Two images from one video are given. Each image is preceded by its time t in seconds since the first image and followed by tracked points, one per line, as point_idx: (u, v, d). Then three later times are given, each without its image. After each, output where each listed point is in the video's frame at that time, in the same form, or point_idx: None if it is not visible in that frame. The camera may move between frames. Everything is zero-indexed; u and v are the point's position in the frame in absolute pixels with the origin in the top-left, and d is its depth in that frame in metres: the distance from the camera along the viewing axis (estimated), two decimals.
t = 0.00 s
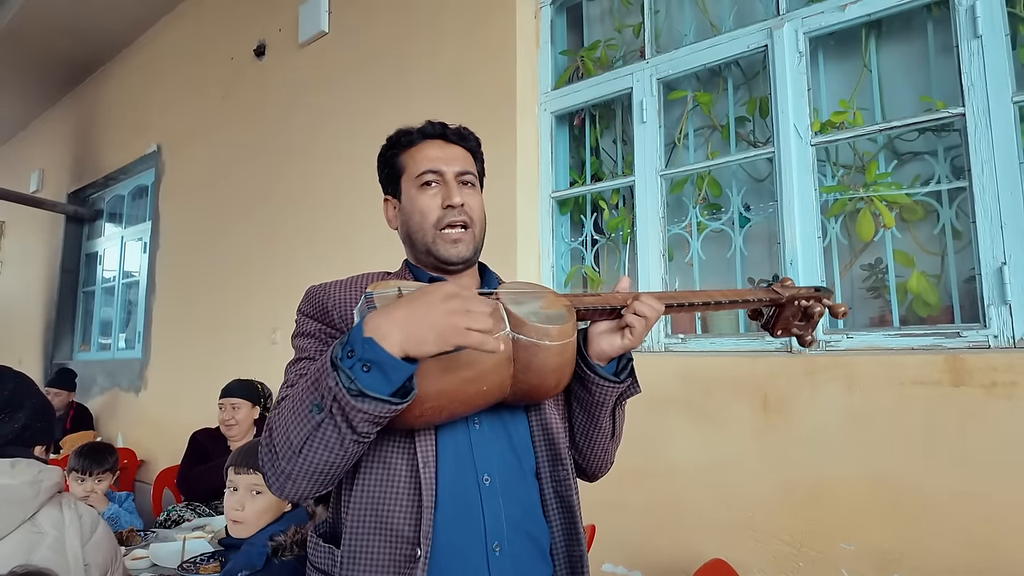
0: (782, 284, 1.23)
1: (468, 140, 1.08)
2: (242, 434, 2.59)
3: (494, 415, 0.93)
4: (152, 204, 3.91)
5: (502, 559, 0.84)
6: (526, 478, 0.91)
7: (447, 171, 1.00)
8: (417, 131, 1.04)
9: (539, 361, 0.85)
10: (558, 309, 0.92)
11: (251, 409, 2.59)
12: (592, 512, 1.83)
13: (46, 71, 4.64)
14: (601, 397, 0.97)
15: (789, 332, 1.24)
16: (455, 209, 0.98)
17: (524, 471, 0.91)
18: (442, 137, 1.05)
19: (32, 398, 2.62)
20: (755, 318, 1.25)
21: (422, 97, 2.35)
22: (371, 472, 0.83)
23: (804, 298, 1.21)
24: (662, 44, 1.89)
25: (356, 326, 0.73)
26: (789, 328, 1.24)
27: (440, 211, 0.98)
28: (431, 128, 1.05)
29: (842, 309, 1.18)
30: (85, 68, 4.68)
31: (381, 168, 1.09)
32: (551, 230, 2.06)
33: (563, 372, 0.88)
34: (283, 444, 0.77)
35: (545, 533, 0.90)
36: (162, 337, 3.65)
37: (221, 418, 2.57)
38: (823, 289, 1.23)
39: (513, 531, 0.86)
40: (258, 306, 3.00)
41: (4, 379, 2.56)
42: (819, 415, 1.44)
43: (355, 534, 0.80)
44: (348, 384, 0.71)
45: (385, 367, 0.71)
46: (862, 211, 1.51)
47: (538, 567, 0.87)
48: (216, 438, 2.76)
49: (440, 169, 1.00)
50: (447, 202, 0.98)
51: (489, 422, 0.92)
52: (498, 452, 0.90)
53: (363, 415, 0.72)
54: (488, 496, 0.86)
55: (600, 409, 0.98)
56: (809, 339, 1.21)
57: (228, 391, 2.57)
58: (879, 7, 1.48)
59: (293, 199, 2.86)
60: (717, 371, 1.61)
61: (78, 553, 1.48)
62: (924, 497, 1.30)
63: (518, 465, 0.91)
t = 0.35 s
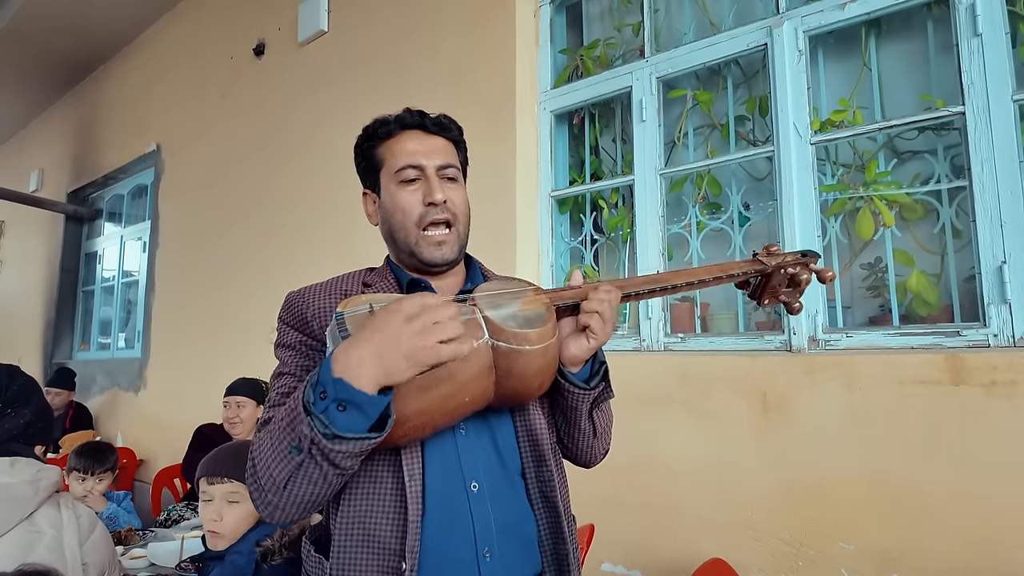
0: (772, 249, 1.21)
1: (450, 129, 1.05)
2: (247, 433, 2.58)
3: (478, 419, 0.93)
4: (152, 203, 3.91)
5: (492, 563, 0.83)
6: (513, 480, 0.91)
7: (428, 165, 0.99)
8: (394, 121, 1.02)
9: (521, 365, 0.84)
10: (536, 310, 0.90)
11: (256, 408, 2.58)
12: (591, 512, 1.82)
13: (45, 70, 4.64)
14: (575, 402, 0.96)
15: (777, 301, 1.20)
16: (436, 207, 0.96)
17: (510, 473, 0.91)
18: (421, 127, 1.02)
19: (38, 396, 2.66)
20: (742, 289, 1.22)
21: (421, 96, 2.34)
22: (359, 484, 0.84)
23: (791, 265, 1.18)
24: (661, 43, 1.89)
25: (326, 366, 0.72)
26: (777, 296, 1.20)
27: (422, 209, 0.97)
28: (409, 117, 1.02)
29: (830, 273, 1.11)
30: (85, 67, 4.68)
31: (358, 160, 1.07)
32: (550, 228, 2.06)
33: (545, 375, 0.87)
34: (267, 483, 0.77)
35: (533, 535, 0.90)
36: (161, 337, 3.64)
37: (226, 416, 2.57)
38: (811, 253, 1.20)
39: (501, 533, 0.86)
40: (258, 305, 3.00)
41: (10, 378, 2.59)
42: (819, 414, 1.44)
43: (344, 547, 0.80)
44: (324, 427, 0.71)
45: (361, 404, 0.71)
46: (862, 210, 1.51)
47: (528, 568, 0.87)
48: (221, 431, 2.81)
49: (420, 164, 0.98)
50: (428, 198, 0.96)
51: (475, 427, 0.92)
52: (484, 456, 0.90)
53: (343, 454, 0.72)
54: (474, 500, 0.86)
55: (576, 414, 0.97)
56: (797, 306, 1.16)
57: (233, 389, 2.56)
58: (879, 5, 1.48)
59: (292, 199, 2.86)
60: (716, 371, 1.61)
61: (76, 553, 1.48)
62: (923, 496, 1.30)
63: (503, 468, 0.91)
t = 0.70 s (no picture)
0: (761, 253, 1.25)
1: (465, 127, 1.00)
2: (244, 432, 2.57)
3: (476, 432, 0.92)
4: (149, 200, 3.89)
5: None
6: (506, 496, 0.90)
7: (441, 171, 0.95)
8: (405, 114, 0.96)
9: (530, 392, 0.83)
10: (546, 334, 0.89)
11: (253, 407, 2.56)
12: (591, 511, 1.81)
13: (42, 67, 4.62)
14: (575, 426, 0.98)
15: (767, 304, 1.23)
16: (450, 220, 0.94)
17: (504, 487, 0.90)
18: (435, 124, 0.97)
19: (33, 394, 2.65)
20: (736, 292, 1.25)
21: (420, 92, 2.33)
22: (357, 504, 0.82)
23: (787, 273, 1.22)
24: (661, 38, 1.87)
25: (345, 424, 0.69)
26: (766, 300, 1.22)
27: (434, 220, 0.94)
28: (421, 111, 0.97)
29: (821, 280, 1.15)
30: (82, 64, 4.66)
31: (358, 148, 1.02)
32: (549, 225, 2.05)
33: (551, 398, 0.87)
34: (272, 525, 0.75)
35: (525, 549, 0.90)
36: (159, 335, 3.63)
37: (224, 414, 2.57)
38: (804, 260, 1.24)
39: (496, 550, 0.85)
40: (255, 303, 2.98)
41: (3, 375, 2.57)
42: (820, 412, 1.43)
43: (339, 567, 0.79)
44: (345, 485, 0.70)
45: (384, 459, 0.69)
46: (863, 206, 1.50)
47: None
48: (219, 429, 2.80)
49: (434, 169, 0.95)
50: (441, 209, 0.94)
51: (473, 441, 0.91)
52: (479, 471, 0.89)
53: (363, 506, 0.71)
54: (470, 517, 0.85)
55: (575, 434, 0.99)
56: (786, 312, 1.18)
57: (235, 387, 2.55)
58: None
59: (289, 196, 2.84)
60: (716, 369, 1.60)
61: (71, 551, 1.47)
62: (924, 495, 1.29)
63: (497, 483, 0.90)
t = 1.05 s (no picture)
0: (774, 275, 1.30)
1: (482, 135, 0.98)
2: (240, 431, 2.57)
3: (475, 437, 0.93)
4: (147, 197, 3.88)
5: None
6: (501, 502, 0.91)
7: (459, 184, 0.94)
8: (423, 121, 0.94)
9: (532, 426, 0.85)
10: (552, 367, 0.89)
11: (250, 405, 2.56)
12: (590, 508, 1.81)
13: (39, 63, 4.60)
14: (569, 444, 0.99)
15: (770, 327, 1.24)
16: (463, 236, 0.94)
17: (500, 499, 0.91)
18: (454, 132, 0.95)
19: (30, 391, 2.64)
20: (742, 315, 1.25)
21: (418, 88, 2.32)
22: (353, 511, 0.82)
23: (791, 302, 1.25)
24: (661, 34, 1.87)
25: (351, 468, 0.68)
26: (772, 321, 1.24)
27: (447, 234, 0.94)
28: (440, 117, 0.94)
29: (826, 310, 1.21)
30: (79, 60, 4.65)
31: (367, 148, 0.99)
32: (548, 222, 2.04)
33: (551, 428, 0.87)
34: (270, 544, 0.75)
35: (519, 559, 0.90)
36: (157, 332, 3.62)
37: (220, 411, 2.57)
38: (813, 286, 1.29)
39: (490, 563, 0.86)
40: (254, 299, 2.98)
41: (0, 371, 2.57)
42: (819, 409, 1.43)
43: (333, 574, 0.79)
44: (347, 525, 0.70)
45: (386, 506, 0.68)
46: (863, 203, 1.50)
47: None
48: (214, 427, 2.79)
49: (451, 182, 0.94)
50: (456, 224, 0.93)
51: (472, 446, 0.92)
52: (476, 477, 0.89)
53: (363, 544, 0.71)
54: (466, 529, 0.85)
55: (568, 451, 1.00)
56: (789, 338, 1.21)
57: (231, 386, 2.55)
58: None
59: (288, 193, 2.84)
60: (716, 365, 1.59)
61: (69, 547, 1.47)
62: (923, 492, 1.29)
63: (494, 495, 0.90)
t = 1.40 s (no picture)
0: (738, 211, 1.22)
1: (447, 114, 1.02)
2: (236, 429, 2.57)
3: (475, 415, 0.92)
4: (147, 194, 3.87)
5: (490, 561, 0.82)
6: (508, 476, 0.90)
7: (428, 154, 0.96)
8: (388, 102, 0.98)
9: (525, 359, 0.81)
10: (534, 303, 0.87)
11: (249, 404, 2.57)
12: (591, 505, 1.81)
13: (38, 60, 4.59)
14: (570, 386, 0.96)
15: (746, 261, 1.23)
16: (438, 201, 0.95)
17: (506, 471, 0.90)
18: (419, 111, 0.99)
19: (31, 389, 2.64)
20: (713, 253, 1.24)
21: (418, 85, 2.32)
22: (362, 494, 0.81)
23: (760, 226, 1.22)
24: (662, 31, 1.86)
25: (336, 386, 0.69)
26: (745, 258, 1.23)
27: (423, 201, 0.95)
28: (405, 97, 0.98)
29: (795, 233, 1.16)
30: (78, 57, 4.63)
31: (342, 142, 1.03)
32: (549, 220, 2.04)
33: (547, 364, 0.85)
34: (269, 500, 0.74)
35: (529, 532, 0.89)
36: (157, 329, 3.62)
37: (217, 412, 2.56)
38: (777, 213, 1.24)
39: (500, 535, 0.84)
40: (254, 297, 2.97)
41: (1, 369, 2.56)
42: (821, 406, 1.43)
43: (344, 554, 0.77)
44: (337, 448, 0.69)
45: (372, 424, 0.68)
46: (864, 201, 1.49)
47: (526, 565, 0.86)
48: (204, 430, 2.78)
49: (420, 152, 0.96)
50: (428, 189, 0.95)
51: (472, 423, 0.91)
52: (480, 453, 0.89)
53: (354, 474, 0.70)
54: (473, 500, 0.84)
55: (571, 398, 0.97)
56: (765, 265, 1.19)
57: (224, 385, 2.54)
58: None
59: (287, 189, 2.83)
60: (717, 363, 1.59)
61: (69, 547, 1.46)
62: (925, 490, 1.29)
63: (500, 468, 0.90)
